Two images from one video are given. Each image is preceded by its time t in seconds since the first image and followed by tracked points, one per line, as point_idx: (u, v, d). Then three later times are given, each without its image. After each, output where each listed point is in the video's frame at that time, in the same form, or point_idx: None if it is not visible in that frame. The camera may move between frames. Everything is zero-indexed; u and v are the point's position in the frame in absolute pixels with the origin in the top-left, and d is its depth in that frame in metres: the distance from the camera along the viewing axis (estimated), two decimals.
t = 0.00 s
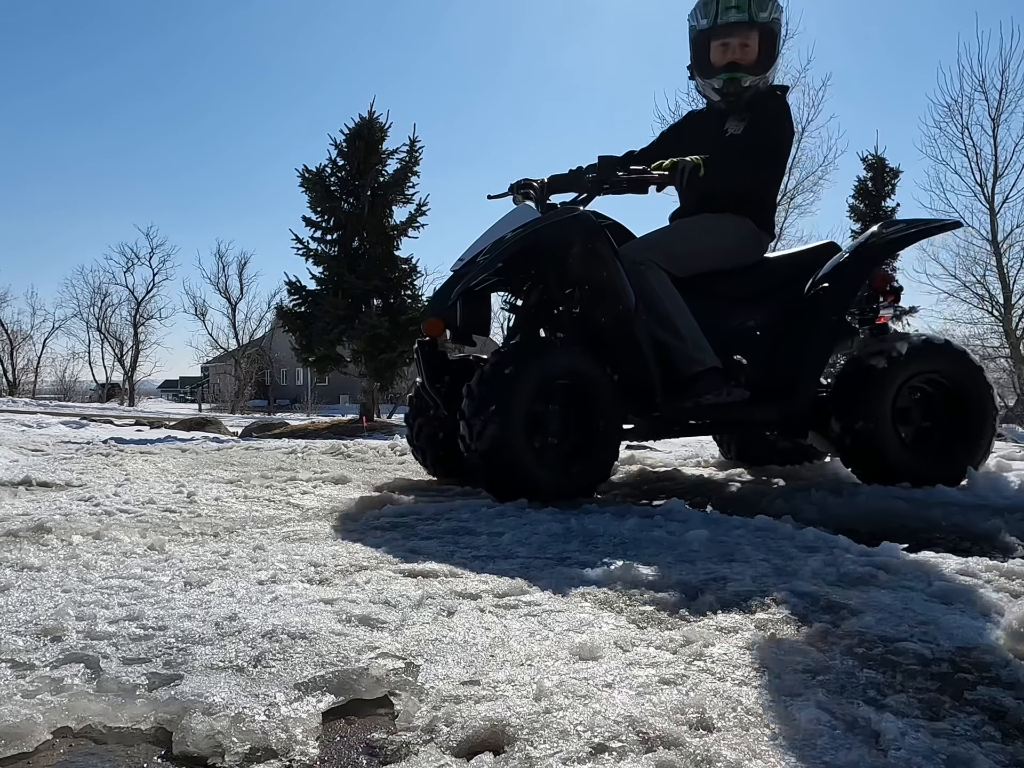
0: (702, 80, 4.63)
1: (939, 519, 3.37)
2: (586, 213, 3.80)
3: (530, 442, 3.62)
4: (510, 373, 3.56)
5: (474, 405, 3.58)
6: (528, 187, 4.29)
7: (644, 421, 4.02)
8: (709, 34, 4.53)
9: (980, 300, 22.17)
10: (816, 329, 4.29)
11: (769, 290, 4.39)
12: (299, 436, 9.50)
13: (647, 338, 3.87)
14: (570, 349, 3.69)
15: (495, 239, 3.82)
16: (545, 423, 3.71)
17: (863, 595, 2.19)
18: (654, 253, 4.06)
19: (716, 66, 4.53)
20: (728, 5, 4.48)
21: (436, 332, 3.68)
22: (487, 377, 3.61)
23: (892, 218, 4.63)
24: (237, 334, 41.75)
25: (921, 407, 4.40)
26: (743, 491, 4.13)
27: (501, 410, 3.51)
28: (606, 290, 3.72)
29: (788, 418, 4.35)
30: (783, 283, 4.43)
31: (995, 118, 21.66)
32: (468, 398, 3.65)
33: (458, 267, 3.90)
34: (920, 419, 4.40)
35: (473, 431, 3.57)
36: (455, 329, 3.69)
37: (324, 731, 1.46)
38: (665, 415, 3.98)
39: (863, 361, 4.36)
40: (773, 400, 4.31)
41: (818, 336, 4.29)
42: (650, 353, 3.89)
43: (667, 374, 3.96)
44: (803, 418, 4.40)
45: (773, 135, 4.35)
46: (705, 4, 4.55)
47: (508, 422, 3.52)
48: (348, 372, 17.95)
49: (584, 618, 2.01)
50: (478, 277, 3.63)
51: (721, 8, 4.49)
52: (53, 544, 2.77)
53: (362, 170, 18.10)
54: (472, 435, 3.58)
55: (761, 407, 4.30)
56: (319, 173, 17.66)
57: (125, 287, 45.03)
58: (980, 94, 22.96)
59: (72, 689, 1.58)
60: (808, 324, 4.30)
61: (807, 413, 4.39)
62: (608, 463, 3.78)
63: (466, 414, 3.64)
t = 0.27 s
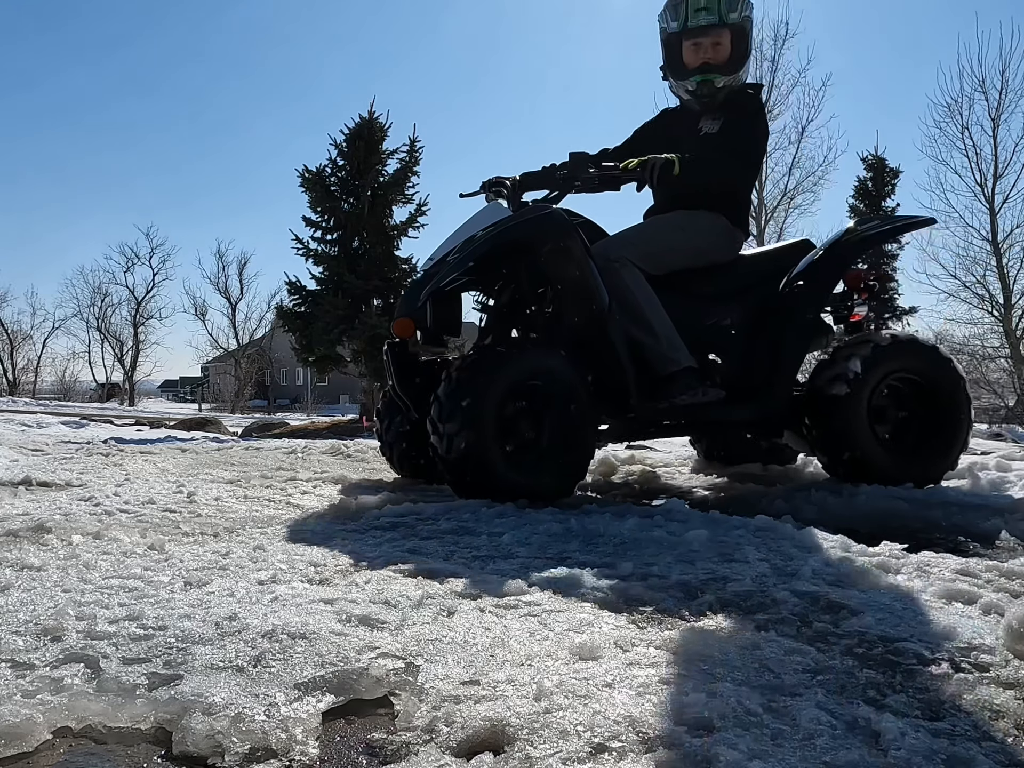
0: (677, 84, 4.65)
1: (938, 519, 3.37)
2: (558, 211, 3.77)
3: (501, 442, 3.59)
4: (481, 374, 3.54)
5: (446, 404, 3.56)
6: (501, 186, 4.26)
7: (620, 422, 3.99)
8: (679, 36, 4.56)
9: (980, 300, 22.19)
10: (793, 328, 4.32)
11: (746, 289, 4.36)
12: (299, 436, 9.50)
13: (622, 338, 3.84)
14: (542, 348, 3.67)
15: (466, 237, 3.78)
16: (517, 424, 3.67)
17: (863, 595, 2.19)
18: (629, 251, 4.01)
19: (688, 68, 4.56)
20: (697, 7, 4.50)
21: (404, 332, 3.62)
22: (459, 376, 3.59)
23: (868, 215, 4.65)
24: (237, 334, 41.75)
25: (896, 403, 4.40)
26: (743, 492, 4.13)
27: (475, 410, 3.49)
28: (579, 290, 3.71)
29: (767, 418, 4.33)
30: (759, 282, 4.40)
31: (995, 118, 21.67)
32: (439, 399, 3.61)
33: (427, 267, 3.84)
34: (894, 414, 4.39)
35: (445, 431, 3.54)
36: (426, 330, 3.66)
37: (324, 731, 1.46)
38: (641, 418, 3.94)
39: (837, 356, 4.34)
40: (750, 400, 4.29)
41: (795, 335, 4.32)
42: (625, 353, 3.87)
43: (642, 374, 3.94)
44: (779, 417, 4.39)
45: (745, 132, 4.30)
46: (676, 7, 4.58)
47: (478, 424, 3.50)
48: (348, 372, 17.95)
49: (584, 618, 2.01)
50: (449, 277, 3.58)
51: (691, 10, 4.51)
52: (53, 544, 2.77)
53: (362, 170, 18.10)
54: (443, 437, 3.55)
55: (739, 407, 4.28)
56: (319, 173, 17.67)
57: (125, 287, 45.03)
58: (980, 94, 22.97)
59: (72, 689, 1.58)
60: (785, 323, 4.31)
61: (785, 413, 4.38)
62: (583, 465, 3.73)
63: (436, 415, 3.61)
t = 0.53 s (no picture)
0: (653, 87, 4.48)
1: (939, 519, 3.37)
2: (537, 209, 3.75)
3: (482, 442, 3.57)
4: (462, 373, 3.50)
5: (425, 404, 3.52)
6: (481, 182, 4.26)
7: (600, 422, 3.99)
8: (655, 37, 4.38)
9: (980, 301, 22.20)
10: (776, 325, 4.30)
11: (727, 287, 4.36)
12: (299, 436, 9.50)
13: (603, 336, 3.83)
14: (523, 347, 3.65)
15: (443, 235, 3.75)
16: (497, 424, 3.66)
17: (863, 595, 2.19)
18: (609, 248, 4.01)
19: (665, 70, 4.38)
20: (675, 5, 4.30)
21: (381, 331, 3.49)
22: (438, 376, 3.55)
23: (850, 213, 4.67)
24: (237, 334, 41.76)
25: (880, 399, 4.40)
26: (743, 492, 4.14)
27: (453, 409, 3.45)
28: (559, 288, 3.70)
29: (749, 417, 4.32)
30: (740, 280, 4.40)
31: (994, 118, 21.71)
32: (418, 399, 3.57)
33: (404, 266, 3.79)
34: (878, 410, 4.40)
35: (424, 431, 3.50)
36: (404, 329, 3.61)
37: (324, 731, 1.46)
38: (623, 418, 3.94)
39: (822, 353, 4.32)
40: (732, 399, 4.28)
41: (777, 333, 4.31)
42: (605, 351, 3.86)
43: (623, 373, 3.94)
44: (762, 417, 4.37)
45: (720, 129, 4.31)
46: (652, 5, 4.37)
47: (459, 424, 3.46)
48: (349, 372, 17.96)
49: (584, 618, 2.01)
50: (427, 275, 3.55)
51: (668, 9, 4.31)
52: (53, 544, 2.77)
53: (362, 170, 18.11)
54: (422, 438, 3.51)
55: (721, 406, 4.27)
56: (319, 173, 17.66)
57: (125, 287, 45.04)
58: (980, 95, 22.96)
59: (72, 689, 1.58)
60: (767, 320, 4.30)
61: (768, 412, 4.38)
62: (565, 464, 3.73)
63: (415, 415, 3.57)
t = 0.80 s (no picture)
0: (638, 83, 4.35)
1: (939, 519, 3.37)
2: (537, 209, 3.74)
3: (481, 442, 3.57)
4: (461, 374, 3.50)
5: (424, 404, 3.52)
6: (481, 182, 4.26)
7: (600, 422, 3.99)
8: (640, 47, 4.21)
9: (980, 301, 22.21)
10: (776, 325, 4.31)
11: (727, 287, 4.36)
12: (299, 436, 9.51)
13: (603, 337, 3.83)
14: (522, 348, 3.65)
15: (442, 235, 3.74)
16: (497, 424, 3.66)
17: (863, 595, 2.19)
18: (609, 248, 4.01)
19: (653, 75, 4.25)
20: (656, 15, 4.10)
21: (381, 331, 3.50)
22: (437, 376, 3.55)
23: (849, 213, 4.68)
24: (237, 334, 41.76)
25: (880, 399, 4.40)
26: (744, 492, 4.14)
27: (453, 410, 3.45)
28: (559, 288, 3.70)
29: (748, 417, 4.33)
30: (740, 280, 4.41)
31: (994, 118, 21.73)
32: (417, 399, 3.57)
33: (404, 265, 3.79)
34: (878, 410, 4.40)
35: (423, 431, 3.50)
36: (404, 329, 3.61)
37: (324, 731, 1.46)
38: (622, 418, 3.94)
39: (822, 353, 4.33)
40: (733, 400, 4.28)
41: (778, 333, 4.31)
42: (605, 351, 3.86)
43: (623, 374, 3.94)
44: (762, 417, 4.37)
45: (717, 130, 4.31)
46: (631, 12, 4.16)
47: (458, 424, 3.46)
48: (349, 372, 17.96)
49: (584, 618, 2.01)
50: (427, 276, 3.54)
51: (649, 18, 4.11)
52: (53, 544, 2.77)
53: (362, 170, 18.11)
54: (421, 438, 3.51)
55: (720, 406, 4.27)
56: (320, 173, 17.67)
57: (125, 287, 45.06)
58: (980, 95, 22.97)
59: (72, 689, 1.58)
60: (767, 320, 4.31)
61: (767, 412, 4.39)
62: (564, 464, 3.73)
63: (415, 414, 3.57)
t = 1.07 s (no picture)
0: (637, 93, 4.31)
1: (939, 519, 3.37)
2: (536, 209, 3.74)
3: (479, 442, 3.56)
4: (459, 374, 3.50)
5: (423, 403, 3.51)
6: (480, 182, 4.26)
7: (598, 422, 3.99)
8: (639, 61, 4.19)
9: (980, 301, 22.22)
10: (775, 325, 4.31)
11: (726, 286, 4.36)
12: (299, 436, 9.51)
13: (602, 337, 3.83)
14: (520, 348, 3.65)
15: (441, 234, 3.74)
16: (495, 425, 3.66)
17: (863, 595, 2.19)
18: (608, 248, 4.02)
19: (654, 83, 4.22)
20: (656, 28, 4.09)
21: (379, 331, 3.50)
22: (436, 375, 3.55)
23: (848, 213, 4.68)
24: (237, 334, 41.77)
25: (879, 400, 4.41)
26: (743, 492, 4.14)
27: (451, 410, 3.45)
28: (558, 288, 3.70)
29: (747, 417, 4.32)
30: (738, 280, 4.41)
31: (994, 117, 21.74)
32: (416, 398, 3.57)
33: (403, 265, 3.78)
34: (876, 410, 4.39)
35: (422, 431, 3.50)
36: (402, 329, 3.61)
37: (324, 731, 1.46)
38: (621, 418, 3.94)
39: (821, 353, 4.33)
40: (732, 400, 4.28)
41: (776, 332, 4.31)
42: (605, 352, 3.86)
43: (621, 374, 3.95)
44: (760, 417, 4.37)
45: (716, 131, 4.32)
46: (630, 26, 4.15)
47: (456, 424, 3.45)
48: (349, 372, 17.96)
49: (584, 618, 2.01)
50: (425, 275, 3.54)
51: (649, 31, 4.10)
52: (53, 544, 2.77)
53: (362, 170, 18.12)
54: (420, 438, 3.51)
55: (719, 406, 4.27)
56: (320, 172, 17.67)
57: (125, 288, 45.07)
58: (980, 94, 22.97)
59: (72, 689, 1.58)
60: (765, 321, 4.31)
61: (766, 412, 4.39)
62: (563, 465, 3.73)
63: (412, 414, 3.56)
